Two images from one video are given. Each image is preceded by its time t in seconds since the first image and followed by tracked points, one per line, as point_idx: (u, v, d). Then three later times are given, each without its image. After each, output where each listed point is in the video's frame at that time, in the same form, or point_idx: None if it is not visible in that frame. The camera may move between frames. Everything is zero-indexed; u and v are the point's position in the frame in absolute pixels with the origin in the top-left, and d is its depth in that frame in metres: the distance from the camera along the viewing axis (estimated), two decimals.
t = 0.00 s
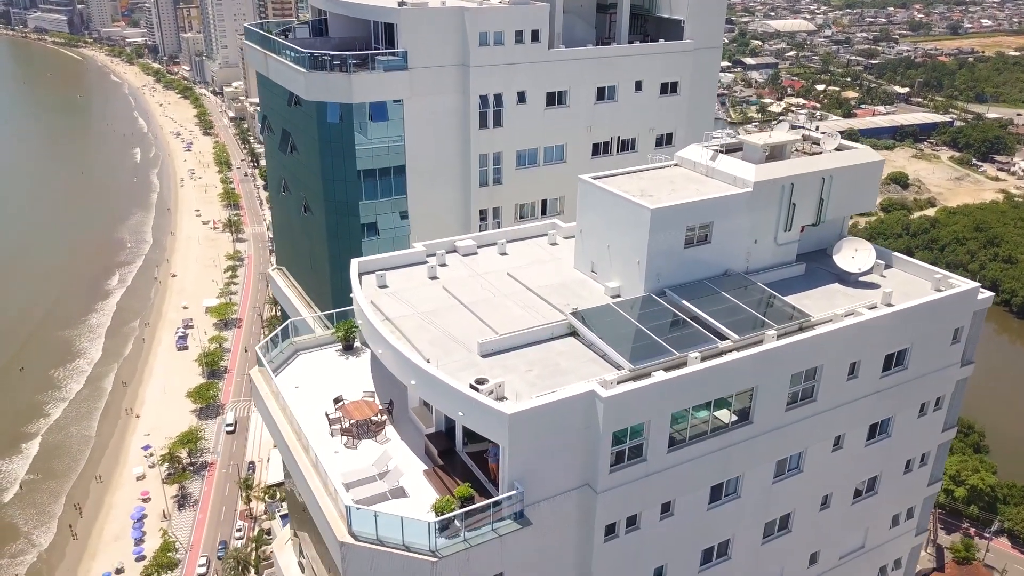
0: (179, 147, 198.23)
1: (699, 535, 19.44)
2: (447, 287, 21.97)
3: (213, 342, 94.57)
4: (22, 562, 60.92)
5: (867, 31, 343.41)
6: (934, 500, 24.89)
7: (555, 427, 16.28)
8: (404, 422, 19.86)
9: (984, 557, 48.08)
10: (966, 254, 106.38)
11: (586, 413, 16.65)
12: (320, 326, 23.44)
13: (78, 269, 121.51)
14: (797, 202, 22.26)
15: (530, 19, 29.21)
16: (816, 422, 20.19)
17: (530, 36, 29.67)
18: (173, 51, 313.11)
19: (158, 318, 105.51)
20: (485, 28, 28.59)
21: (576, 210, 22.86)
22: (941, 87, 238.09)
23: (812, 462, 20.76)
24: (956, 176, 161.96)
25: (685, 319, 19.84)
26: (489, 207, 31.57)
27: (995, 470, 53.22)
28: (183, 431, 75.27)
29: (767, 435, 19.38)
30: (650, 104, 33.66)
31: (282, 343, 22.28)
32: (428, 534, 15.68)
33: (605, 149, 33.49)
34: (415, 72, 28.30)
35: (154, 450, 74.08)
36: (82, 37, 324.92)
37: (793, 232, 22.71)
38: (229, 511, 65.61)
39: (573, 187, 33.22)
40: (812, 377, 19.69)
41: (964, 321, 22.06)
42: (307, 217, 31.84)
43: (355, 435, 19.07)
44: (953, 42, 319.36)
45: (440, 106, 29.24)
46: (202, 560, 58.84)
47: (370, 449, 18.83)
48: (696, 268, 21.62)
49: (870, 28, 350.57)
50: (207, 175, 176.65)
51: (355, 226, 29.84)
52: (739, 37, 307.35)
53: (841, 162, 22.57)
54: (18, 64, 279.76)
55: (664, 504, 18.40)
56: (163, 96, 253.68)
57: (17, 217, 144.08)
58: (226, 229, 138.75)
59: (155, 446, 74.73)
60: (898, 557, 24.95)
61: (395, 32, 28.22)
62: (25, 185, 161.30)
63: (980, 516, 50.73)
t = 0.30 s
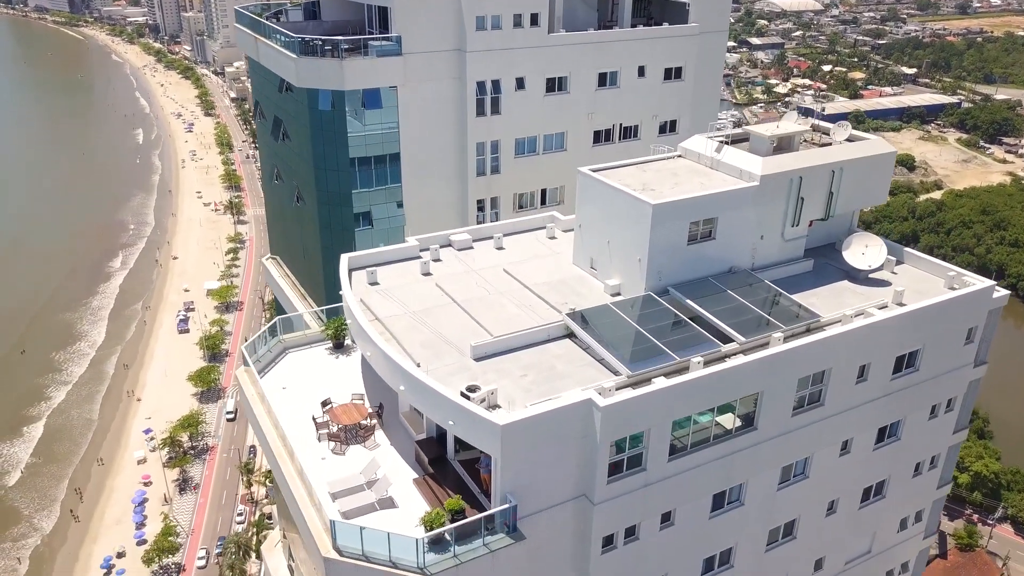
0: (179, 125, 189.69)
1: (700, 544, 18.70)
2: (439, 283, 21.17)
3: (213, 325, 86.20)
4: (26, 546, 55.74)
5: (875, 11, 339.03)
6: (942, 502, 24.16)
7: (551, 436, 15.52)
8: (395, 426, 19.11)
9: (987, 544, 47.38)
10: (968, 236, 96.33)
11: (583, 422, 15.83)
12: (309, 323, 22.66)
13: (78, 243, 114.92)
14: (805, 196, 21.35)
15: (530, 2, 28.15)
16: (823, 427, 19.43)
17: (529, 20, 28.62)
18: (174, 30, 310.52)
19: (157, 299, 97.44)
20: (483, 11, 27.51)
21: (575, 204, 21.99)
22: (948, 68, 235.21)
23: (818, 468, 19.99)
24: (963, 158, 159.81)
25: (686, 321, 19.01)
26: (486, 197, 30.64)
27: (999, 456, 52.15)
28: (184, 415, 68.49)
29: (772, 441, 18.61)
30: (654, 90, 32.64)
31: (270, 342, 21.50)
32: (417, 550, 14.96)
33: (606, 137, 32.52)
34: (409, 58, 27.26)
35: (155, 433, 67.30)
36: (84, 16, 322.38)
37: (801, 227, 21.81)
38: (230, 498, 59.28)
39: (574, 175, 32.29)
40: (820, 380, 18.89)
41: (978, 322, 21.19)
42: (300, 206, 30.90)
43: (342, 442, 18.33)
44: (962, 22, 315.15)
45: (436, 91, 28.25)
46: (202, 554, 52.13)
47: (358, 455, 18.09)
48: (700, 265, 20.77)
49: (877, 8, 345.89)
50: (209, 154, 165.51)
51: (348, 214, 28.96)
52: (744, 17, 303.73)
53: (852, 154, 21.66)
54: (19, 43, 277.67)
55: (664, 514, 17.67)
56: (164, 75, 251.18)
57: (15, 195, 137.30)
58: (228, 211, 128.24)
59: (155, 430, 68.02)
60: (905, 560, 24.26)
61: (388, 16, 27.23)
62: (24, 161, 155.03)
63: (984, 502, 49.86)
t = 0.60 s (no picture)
0: (178, 104, 186.02)
1: (700, 554, 17.95)
2: (430, 280, 20.38)
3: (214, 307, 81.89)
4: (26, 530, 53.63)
5: None
6: (952, 505, 23.40)
7: (544, 448, 14.75)
8: (383, 432, 18.40)
9: (989, 529, 46.55)
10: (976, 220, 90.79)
11: (578, 433, 15.05)
12: (296, 321, 21.85)
13: (77, 218, 111.08)
14: (813, 189, 20.43)
15: None
16: (829, 433, 18.63)
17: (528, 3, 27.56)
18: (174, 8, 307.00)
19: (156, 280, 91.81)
20: None
21: (573, 196, 21.10)
22: (955, 48, 231.90)
23: (824, 474, 19.24)
24: (970, 140, 157.56)
25: (686, 322, 18.20)
26: (483, 187, 29.71)
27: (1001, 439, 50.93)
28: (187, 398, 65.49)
29: (776, 448, 17.84)
30: (656, 76, 31.61)
31: (256, 340, 20.77)
32: (404, 568, 14.27)
33: (607, 124, 31.57)
34: (402, 43, 26.26)
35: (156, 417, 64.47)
36: None
37: (808, 222, 20.89)
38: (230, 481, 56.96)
39: (573, 163, 31.34)
40: (829, 384, 18.08)
41: (992, 321, 20.33)
42: (292, 195, 30.04)
43: (329, 449, 17.64)
44: (971, 1, 310.51)
45: (430, 78, 27.27)
46: (199, 550, 49.56)
47: (345, 462, 17.39)
48: (703, 263, 19.92)
49: None
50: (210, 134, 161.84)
51: (340, 203, 28.12)
52: None
53: (862, 145, 20.71)
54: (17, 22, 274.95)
55: (663, 525, 16.93)
56: (163, 54, 248.02)
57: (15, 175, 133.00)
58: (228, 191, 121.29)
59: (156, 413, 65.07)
60: (912, 564, 23.55)
61: None
62: (23, 140, 151.21)
63: (986, 488, 48.93)
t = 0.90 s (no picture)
0: (177, 83, 183.69)
1: (699, 565, 17.29)
2: (420, 277, 19.57)
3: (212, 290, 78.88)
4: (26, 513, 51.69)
5: None
6: (958, 508, 22.71)
7: (535, 462, 14.01)
8: (369, 438, 17.69)
9: (989, 514, 45.44)
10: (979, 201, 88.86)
11: (570, 445, 14.29)
12: (281, 320, 21.04)
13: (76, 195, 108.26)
14: (820, 183, 19.54)
15: None
16: (835, 440, 17.89)
17: None
18: None
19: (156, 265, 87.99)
20: None
21: (569, 189, 20.23)
22: (961, 26, 228.75)
23: (829, 481, 18.52)
24: (975, 120, 155.55)
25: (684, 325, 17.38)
26: (478, 176, 28.79)
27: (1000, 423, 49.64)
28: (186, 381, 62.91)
29: (780, 457, 17.10)
30: (657, 61, 30.60)
31: (240, 339, 19.99)
32: None
33: (607, 110, 30.59)
34: (394, 27, 25.28)
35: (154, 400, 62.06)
36: None
37: (814, 217, 20.02)
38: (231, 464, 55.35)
39: (572, 150, 30.42)
40: (836, 390, 17.28)
41: (1004, 321, 19.51)
42: (281, 184, 29.14)
43: (312, 458, 16.94)
44: None
45: (422, 64, 26.29)
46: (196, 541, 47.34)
47: (329, 471, 16.70)
48: (703, 260, 19.07)
49: None
50: (208, 114, 159.37)
51: (329, 191, 27.20)
52: None
53: (871, 136, 19.81)
54: None
55: (661, 538, 16.23)
56: (160, 32, 244.69)
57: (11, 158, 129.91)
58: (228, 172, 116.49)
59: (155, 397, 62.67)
60: (917, 567, 22.93)
61: None
62: (19, 120, 148.37)
63: (986, 472, 47.67)
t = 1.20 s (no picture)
0: (172, 61, 180.93)
1: None
2: (407, 276, 18.78)
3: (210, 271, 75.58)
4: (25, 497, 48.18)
5: None
6: (964, 510, 22.07)
7: (524, 478, 13.28)
8: (352, 445, 17.02)
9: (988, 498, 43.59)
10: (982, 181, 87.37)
11: (561, 460, 13.55)
12: (264, 319, 20.35)
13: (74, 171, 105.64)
14: (826, 177, 18.64)
15: None
16: (839, 448, 17.16)
17: None
18: None
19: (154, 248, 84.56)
20: None
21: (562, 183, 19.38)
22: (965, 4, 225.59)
23: (832, 489, 17.83)
24: (979, 99, 153.57)
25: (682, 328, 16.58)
26: (471, 165, 27.91)
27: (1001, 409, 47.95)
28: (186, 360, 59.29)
29: (781, 467, 16.37)
30: (657, 45, 29.60)
31: (221, 340, 19.32)
32: None
33: (604, 96, 29.61)
34: (382, 11, 24.21)
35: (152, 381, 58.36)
36: None
37: (819, 212, 19.16)
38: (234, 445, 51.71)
39: (568, 138, 29.47)
40: (840, 396, 16.54)
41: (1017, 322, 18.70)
42: (267, 172, 28.27)
43: (292, 468, 16.29)
44: None
45: (411, 49, 25.22)
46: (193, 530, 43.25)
47: (310, 482, 16.06)
48: (704, 258, 18.23)
49: None
50: (204, 94, 157.10)
51: (316, 180, 26.40)
52: None
53: (880, 127, 18.93)
54: None
55: (657, 551, 15.56)
56: (155, 9, 240.91)
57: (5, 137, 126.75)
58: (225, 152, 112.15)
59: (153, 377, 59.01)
60: (921, 570, 22.31)
61: None
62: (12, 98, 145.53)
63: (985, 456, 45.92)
